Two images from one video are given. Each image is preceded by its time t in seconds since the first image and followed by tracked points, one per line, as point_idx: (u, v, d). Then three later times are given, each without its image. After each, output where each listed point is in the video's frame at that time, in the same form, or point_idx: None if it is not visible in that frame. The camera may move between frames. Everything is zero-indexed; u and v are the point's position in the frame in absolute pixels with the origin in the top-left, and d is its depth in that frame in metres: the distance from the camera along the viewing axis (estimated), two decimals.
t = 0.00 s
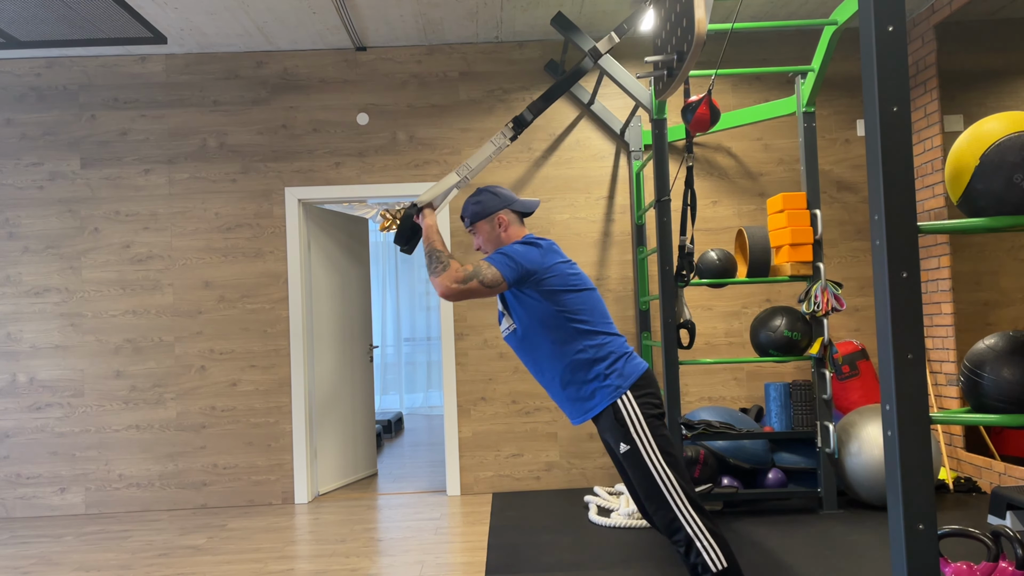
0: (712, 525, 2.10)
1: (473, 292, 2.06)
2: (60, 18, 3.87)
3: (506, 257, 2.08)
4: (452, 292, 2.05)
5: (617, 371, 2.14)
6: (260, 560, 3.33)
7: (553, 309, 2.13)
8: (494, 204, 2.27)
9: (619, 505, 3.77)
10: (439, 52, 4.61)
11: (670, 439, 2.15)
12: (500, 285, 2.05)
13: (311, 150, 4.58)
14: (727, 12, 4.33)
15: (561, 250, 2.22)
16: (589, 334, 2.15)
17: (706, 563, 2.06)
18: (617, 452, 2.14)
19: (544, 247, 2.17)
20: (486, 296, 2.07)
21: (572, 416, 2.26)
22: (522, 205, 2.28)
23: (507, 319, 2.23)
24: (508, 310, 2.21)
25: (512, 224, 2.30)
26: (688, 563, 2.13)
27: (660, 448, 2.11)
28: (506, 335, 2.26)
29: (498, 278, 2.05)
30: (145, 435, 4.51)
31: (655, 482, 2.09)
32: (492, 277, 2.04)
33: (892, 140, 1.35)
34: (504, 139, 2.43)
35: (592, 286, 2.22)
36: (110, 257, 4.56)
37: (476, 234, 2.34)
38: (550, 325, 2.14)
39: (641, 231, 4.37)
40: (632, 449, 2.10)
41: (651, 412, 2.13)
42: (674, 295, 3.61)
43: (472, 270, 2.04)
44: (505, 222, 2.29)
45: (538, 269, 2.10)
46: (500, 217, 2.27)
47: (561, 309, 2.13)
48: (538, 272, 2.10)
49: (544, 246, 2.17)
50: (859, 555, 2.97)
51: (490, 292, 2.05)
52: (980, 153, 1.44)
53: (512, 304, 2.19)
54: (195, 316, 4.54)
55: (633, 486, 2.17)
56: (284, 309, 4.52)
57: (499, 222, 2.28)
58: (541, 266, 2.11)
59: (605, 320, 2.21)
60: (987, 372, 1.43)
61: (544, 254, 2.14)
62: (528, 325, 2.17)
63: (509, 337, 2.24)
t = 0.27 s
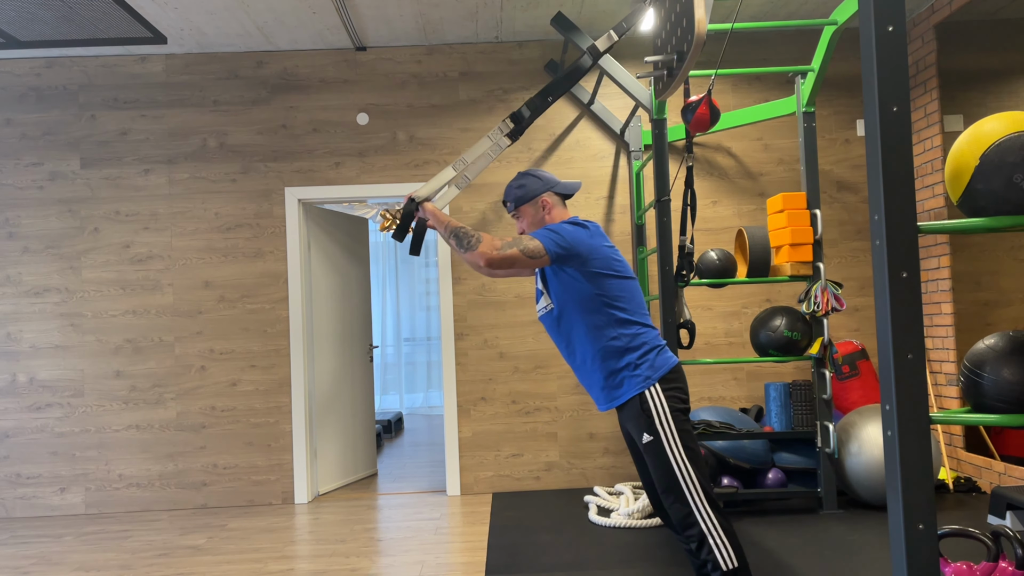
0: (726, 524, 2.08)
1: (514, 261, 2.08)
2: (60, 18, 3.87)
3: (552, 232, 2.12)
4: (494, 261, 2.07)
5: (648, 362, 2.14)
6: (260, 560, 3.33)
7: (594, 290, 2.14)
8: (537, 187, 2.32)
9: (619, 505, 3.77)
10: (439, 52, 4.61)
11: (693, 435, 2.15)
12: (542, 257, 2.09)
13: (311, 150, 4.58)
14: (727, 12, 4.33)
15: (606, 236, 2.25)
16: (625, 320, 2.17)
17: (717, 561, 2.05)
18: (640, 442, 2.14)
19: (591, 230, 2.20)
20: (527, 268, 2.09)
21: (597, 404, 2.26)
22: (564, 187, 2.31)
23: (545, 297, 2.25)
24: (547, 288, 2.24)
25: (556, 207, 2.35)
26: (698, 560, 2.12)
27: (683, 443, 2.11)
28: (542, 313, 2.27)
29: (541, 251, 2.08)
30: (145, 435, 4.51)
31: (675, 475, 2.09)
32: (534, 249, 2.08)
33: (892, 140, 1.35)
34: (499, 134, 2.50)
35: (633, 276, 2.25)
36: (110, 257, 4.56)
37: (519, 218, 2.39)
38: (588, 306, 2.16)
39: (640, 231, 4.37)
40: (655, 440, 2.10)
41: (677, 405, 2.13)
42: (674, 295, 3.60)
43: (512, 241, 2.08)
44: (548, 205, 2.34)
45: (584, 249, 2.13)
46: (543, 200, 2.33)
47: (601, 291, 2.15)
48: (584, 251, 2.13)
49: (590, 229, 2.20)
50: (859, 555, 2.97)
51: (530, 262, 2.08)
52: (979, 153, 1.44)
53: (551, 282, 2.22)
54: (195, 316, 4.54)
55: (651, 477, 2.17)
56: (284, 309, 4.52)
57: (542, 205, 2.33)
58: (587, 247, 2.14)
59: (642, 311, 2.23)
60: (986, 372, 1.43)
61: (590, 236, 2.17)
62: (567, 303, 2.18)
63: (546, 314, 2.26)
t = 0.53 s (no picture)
0: (741, 528, 2.08)
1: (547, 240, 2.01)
2: (60, 18, 3.87)
3: (591, 220, 2.10)
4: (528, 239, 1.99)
5: (677, 360, 2.15)
6: (260, 560, 3.33)
7: (628, 282, 2.15)
8: (573, 179, 2.35)
9: (619, 505, 3.77)
10: (439, 52, 4.61)
11: (716, 436, 2.15)
12: (575, 240, 2.06)
13: (311, 150, 4.58)
14: (727, 12, 4.33)
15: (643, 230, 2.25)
16: (657, 316, 2.17)
17: (729, 563, 2.05)
18: (661, 439, 2.15)
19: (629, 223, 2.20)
20: (559, 246, 2.04)
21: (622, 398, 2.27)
22: (601, 179, 2.35)
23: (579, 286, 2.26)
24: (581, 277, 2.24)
25: (592, 198, 2.39)
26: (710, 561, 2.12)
27: (705, 442, 2.11)
28: (574, 302, 2.29)
29: (574, 233, 2.05)
30: (145, 435, 4.51)
31: (693, 474, 2.09)
32: (568, 230, 2.04)
33: (892, 140, 1.36)
34: (508, 143, 2.53)
35: (666, 273, 2.25)
36: (110, 257, 4.56)
37: (556, 209, 2.42)
38: (620, 298, 2.16)
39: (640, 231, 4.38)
40: (677, 438, 2.10)
41: (700, 405, 2.13)
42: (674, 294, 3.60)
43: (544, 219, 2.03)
44: (585, 197, 2.37)
45: (623, 240, 2.13)
46: (580, 192, 2.36)
47: (634, 284, 2.16)
48: (621, 242, 2.13)
49: (628, 221, 2.19)
50: (859, 555, 2.97)
51: (563, 241, 2.03)
52: (979, 153, 1.44)
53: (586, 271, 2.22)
54: (195, 316, 4.54)
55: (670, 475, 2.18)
56: (284, 308, 4.52)
57: (579, 197, 2.37)
58: (626, 239, 2.13)
59: (673, 309, 2.23)
60: (986, 372, 1.43)
61: (629, 228, 2.16)
62: (600, 294, 2.19)
63: (578, 304, 2.27)
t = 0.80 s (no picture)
0: (749, 528, 2.09)
1: (568, 239, 1.99)
2: (60, 18, 3.87)
3: (612, 216, 2.09)
4: (549, 239, 1.97)
5: (700, 357, 2.13)
6: (260, 560, 3.33)
7: (650, 277, 2.15)
8: (594, 174, 2.33)
9: (619, 505, 3.77)
10: (439, 52, 4.61)
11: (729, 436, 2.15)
12: (595, 236, 2.04)
13: (311, 150, 4.58)
14: (728, 12, 4.33)
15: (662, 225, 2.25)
16: (679, 311, 2.16)
17: (734, 562, 2.05)
18: (674, 435, 2.16)
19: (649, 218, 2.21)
20: (581, 244, 2.01)
21: (645, 396, 2.25)
22: (621, 174, 2.33)
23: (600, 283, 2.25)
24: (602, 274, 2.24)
25: (613, 194, 2.36)
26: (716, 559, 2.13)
27: (718, 441, 2.10)
28: (596, 299, 2.28)
29: (595, 230, 2.03)
30: (145, 435, 4.51)
31: (704, 472, 2.10)
32: (588, 228, 2.02)
33: (892, 140, 1.35)
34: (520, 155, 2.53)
35: (686, 268, 2.25)
36: (109, 257, 4.56)
37: (577, 206, 2.40)
38: (641, 294, 2.16)
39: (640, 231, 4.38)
40: (690, 435, 2.11)
41: (715, 404, 2.13)
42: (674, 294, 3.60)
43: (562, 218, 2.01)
44: (606, 192, 2.35)
45: (644, 235, 2.13)
46: (601, 186, 2.34)
47: (655, 280, 2.15)
48: (642, 238, 2.12)
49: (648, 217, 2.19)
50: (859, 555, 2.97)
51: (584, 238, 2.01)
52: (979, 153, 1.44)
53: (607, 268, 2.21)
54: (195, 316, 4.54)
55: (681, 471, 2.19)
56: (284, 309, 4.52)
57: (600, 192, 2.34)
58: (647, 233, 2.13)
59: (694, 304, 2.23)
60: (986, 372, 1.43)
61: (649, 224, 2.16)
62: (622, 290, 2.18)
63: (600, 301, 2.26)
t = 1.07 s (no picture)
0: (752, 528, 2.09)
1: (573, 241, 1.99)
2: (60, 18, 3.87)
3: (617, 217, 2.09)
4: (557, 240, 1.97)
5: (706, 357, 2.13)
6: (260, 560, 3.33)
7: (655, 277, 2.15)
8: (596, 174, 2.32)
9: (619, 505, 3.77)
10: (439, 52, 4.61)
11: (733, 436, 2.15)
12: (600, 237, 2.03)
13: (311, 150, 4.58)
14: (727, 12, 4.33)
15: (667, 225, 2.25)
16: (685, 311, 2.16)
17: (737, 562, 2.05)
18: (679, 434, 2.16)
19: (653, 218, 2.20)
20: (586, 246, 2.01)
21: (653, 397, 2.25)
22: (624, 174, 2.31)
23: (606, 284, 2.26)
24: (608, 275, 2.24)
25: (615, 194, 2.35)
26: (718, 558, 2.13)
27: (722, 441, 2.11)
28: (602, 300, 2.28)
29: (600, 231, 2.03)
30: (145, 435, 4.51)
31: (709, 471, 2.10)
32: (593, 229, 2.02)
33: (892, 140, 1.36)
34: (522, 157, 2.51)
35: (691, 268, 2.25)
36: (110, 257, 4.56)
37: (579, 205, 2.38)
38: (647, 295, 2.16)
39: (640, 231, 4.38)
40: (695, 434, 2.11)
41: (721, 403, 2.13)
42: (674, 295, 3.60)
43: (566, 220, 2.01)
44: (608, 192, 2.33)
45: (649, 235, 2.12)
46: (603, 186, 2.32)
47: (661, 280, 2.15)
48: (647, 239, 2.12)
49: (652, 217, 2.19)
50: (859, 555, 2.97)
51: (589, 239, 2.01)
52: (980, 153, 1.44)
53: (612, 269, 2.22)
54: (195, 316, 4.54)
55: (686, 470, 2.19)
56: (284, 308, 4.52)
57: (603, 191, 2.32)
58: (652, 234, 2.13)
59: (699, 304, 2.22)
60: (986, 372, 1.43)
61: (653, 224, 2.16)
62: (628, 290, 2.19)
63: (606, 302, 2.27)
